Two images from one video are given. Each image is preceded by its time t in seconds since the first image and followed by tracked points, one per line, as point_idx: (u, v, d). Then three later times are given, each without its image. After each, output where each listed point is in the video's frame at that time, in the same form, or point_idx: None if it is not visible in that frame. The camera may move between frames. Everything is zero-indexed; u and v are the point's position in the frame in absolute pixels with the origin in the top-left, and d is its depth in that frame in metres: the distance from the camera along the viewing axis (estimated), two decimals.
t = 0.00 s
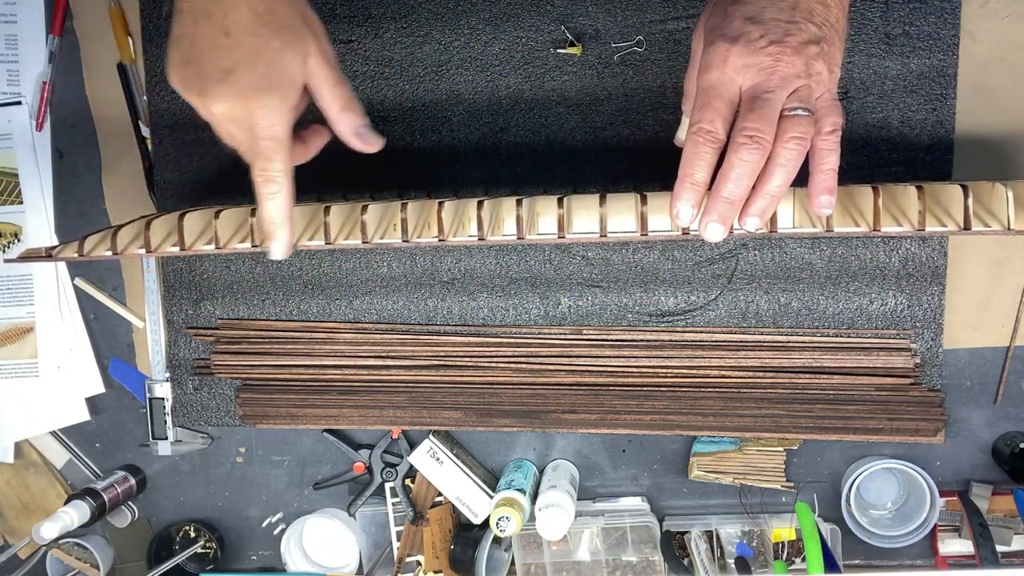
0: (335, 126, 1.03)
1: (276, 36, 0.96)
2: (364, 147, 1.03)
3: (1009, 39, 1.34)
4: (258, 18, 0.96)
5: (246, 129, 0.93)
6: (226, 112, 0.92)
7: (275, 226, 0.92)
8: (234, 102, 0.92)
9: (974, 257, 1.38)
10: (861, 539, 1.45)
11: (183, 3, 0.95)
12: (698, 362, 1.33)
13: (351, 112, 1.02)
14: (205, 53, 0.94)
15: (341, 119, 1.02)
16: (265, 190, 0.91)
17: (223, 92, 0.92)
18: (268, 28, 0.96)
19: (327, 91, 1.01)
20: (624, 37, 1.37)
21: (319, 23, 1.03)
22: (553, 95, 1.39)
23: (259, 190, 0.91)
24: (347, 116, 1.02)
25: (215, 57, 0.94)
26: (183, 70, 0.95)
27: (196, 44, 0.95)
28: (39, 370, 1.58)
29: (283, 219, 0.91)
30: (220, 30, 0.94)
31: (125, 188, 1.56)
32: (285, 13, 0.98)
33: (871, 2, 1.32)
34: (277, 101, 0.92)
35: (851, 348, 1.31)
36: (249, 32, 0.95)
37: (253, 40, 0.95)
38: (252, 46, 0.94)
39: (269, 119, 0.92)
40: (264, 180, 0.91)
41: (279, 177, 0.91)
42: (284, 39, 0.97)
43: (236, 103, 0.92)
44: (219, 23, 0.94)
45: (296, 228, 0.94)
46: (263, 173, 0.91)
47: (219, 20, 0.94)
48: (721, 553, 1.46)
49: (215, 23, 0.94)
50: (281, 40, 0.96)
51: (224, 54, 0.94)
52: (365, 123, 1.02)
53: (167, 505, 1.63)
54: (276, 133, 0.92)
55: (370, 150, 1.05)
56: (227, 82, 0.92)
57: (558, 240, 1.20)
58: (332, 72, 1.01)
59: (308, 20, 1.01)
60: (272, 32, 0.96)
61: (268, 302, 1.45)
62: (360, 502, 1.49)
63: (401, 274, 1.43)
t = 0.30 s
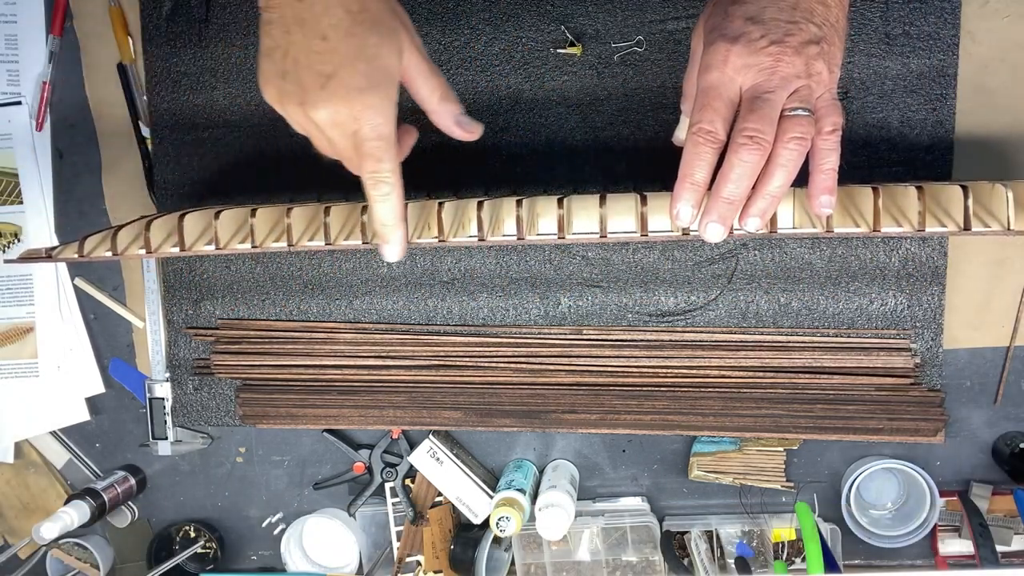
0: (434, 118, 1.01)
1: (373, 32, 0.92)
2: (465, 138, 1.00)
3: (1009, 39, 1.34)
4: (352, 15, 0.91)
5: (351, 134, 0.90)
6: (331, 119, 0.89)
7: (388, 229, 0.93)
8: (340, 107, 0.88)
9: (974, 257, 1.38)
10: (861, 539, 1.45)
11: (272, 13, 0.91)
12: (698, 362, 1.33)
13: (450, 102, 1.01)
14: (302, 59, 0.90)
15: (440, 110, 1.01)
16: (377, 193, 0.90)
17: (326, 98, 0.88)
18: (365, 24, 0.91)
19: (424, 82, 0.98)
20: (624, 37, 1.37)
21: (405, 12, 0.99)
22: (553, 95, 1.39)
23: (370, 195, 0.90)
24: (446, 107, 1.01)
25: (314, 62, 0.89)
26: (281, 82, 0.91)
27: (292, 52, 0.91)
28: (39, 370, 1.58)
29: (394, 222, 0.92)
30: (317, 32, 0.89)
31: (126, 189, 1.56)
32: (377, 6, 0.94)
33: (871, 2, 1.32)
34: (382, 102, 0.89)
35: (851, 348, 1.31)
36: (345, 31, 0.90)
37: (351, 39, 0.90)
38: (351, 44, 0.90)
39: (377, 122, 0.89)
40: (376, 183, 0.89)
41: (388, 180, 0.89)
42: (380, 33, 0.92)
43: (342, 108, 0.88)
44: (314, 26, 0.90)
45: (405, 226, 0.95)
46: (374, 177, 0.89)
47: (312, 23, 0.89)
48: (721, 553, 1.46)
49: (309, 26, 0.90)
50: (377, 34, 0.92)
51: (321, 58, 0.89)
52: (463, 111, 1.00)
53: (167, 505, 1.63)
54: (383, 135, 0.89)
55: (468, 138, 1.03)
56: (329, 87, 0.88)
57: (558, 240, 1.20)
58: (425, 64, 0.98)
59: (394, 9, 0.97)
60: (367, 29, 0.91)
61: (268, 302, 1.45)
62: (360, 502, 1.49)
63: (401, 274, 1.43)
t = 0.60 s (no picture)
0: (469, 110, 1.05)
1: (404, 26, 0.94)
2: (499, 126, 1.06)
3: (1009, 39, 1.34)
4: (383, 10, 0.93)
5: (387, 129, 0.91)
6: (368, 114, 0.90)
7: (440, 221, 0.94)
8: (376, 102, 0.89)
9: (975, 257, 1.38)
10: (861, 539, 1.45)
11: (301, 14, 0.93)
12: (698, 362, 1.33)
13: (482, 94, 1.04)
14: (335, 57, 0.92)
15: (474, 101, 1.04)
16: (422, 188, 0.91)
17: (362, 95, 0.89)
18: (397, 19, 0.93)
19: (458, 75, 1.01)
20: (624, 37, 1.37)
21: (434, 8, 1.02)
22: (553, 95, 1.39)
23: (417, 190, 0.91)
24: (479, 97, 1.04)
25: (348, 58, 0.91)
26: (314, 82, 0.93)
27: (324, 51, 0.93)
28: (39, 370, 1.58)
29: (444, 213, 0.93)
30: (349, 30, 0.92)
31: (125, 189, 1.56)
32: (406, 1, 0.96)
33: (871, 2, 1.32)
34: (417, 95, 0.91)
35: (851, 348, 1.31)
36: (377, 27, 0.92)
37: (384, 35, 0.92)
38: (385, 40, 0.92)
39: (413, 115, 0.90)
40: (421, 178, 0.91)
41: (434, 171, 0.91)
42: (413, 27, 0.94)
43: (379, 102, 0.89)
44: (346, 23, 0.92)
45: (457, 217, 0.96)
46: (420, 171, 0.90)
47: (343, 22, 0.92)
48: (721, 553, 1.46)
49: (341, 24, 0.92)
50: (410, 28, 0.94)
51: (355, 55, 0.91)
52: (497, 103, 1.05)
53: (167, 505, 1.63)
54: (422, 128, 0.91)
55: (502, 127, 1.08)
56: (365, 84, 0.90)
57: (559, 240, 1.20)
58: (456, 57, 1.00)
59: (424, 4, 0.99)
60: (400, 24, 0.93)
61: (268, 302, 1.45)
62: (360, 502, 1.48)
63: (401, 274, 1.43)
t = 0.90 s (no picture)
0: (363, 131, 1.08)
1: (300, 38, 0.98)
2: (391, 152, 1.07)
3: (1009, 39, 1.34)
4: (281, 20, 0.97)
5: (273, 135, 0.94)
6: (251, 115, 0.93)
7: (320, 231, 0.94)
8: (260, 105, 0.93)
9: (974, 257, 1.38)
10: (861, 539, 1.45)
11: (205, 9, 0.97)
12: (698, 362, 1.33)
13: (377, 116, 1.07)
14: (228, 58, 0.96)
15: (367, 124, 1.07)
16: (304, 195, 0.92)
17: (247, 98, 0.93)
18: (294, 30, 0.98)
19: (354, 94, 1.04)
20: (624, 37, 1.37)
21: (343, 27, 1.06)
22: (553, 95, 1.39)
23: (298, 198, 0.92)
24: (371, 120, 1.06)
25: (240, 61, 0.95)
26: (208, 77, 0.97)
27: (220, 49, 0.97)
28: (39, 370, 1.58)
29: (326, 223, 0.93)
30: (244, 34, 0.96)
31: (125, 189, 1.56)
32: (309, 16, 1.00)
33: (871, 2, 1.32)
34: (302, 106, 0.94)
35: (851, 348, 1.31)
36: (272, 36, 0.96)
37: (278, 43, 0.96)
38: (278, 49, 0.96)
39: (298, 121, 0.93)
40: (302, 185, 0.92)
41: (315, 182, 0.92)
42: (310, 42, 0.98)
43: (262, 106, 0.93)
44: (243, 27, 0.96)
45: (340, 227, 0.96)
46: (301, 181, 0.91)
47: (240, 25, 0.96)
48: (721, 553, 1.46)
49: (237, 27, 0.96)
50: (306, 43, 0.98)
51: (247, 58, 0.95)
52: (391, 127, 1.07)
53: (167, 505, 1.63)
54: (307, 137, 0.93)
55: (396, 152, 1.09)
56: (251, 86, 0.94)
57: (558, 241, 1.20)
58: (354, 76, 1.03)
59: (330, 22, 1.03)
60: (296, 37, 0.97)
61: (268, 302, 1.45)
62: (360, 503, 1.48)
63: (401, 274, 1.43)
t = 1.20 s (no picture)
0: (338, 132, 1.08)
1: (278, 36, 1.01)
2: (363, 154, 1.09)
3: (1009, 38, 1.34)
4: (260, 18, 1.01)
5: (245, 130, 0.97)
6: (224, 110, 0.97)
7: (282, 229, 0.96)
8: (233, 101, 0.96)
9: (974, 257, 1.38)
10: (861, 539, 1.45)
11: (187, 4, 1.01)
12: (698, 362, 1.33)
13: (352, 118, 1.08)
14: (206, 53, 1.00)
15: (343, 125, 1.08)
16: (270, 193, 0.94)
17: (221, 94, 0.97)
18: (272, 28, 1.01)
19: (331, 95, 1.07)
20: (624, 36, 1.37)
21: (325, 26, 1.08)
22: (553, 95, 1.39)
23: (264, 196, 0.95)
24: (347, 121, 1.07)
25: (217, 56, 0.99)
26: (186, 70, 1.01)
27: (199, 44, 1.00)
28: (39, 370, 1.58)
29: (288, 223, 0.96)
30: (223, 31, 0.99)
31: (125, 189, 1.56)
32: (289, 14, 1.03)
33: (871, 2, 1.32)
34: (275, 103, 0.97)
35: (851, 348, 1.31)
36: (249, 33, 1.00)
37: (255, 41, 1.00)
38: (255, 46, 0.99)
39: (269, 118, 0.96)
40: (269, 182, 0.94)
41: (281, 180, 0.94)
42: (287, 40, 1.01)
43: (235, 102, 0.96)
44: (222, 23, 1.00)
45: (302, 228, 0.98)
46: (267, 177, 0.94)
47: (220, 21, 1.00)
48: (720, 553, 1.46)
49: (216, 23, 1.00)
50: (283, 41, 1.01)
51: (223, 54, 0.99)
52: (365, 130, 1.08)
53: (167, 505, 1.63)
54: (275, 134, 0.96)
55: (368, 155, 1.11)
56: (225, 82, 0.97)
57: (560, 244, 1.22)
58: (331, 78, 1.06)
59: (311, 22, 1.06)
60: (273, 35, 1.00)
61: (268, 302, 1.46)
62: (360, 503, 1.48)
63: (401, 274, 1.43)
